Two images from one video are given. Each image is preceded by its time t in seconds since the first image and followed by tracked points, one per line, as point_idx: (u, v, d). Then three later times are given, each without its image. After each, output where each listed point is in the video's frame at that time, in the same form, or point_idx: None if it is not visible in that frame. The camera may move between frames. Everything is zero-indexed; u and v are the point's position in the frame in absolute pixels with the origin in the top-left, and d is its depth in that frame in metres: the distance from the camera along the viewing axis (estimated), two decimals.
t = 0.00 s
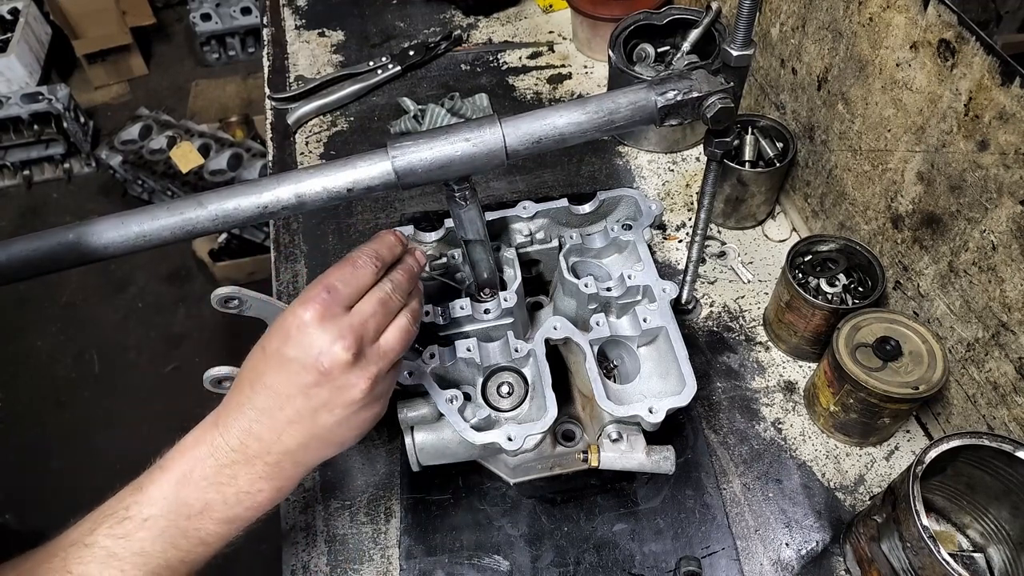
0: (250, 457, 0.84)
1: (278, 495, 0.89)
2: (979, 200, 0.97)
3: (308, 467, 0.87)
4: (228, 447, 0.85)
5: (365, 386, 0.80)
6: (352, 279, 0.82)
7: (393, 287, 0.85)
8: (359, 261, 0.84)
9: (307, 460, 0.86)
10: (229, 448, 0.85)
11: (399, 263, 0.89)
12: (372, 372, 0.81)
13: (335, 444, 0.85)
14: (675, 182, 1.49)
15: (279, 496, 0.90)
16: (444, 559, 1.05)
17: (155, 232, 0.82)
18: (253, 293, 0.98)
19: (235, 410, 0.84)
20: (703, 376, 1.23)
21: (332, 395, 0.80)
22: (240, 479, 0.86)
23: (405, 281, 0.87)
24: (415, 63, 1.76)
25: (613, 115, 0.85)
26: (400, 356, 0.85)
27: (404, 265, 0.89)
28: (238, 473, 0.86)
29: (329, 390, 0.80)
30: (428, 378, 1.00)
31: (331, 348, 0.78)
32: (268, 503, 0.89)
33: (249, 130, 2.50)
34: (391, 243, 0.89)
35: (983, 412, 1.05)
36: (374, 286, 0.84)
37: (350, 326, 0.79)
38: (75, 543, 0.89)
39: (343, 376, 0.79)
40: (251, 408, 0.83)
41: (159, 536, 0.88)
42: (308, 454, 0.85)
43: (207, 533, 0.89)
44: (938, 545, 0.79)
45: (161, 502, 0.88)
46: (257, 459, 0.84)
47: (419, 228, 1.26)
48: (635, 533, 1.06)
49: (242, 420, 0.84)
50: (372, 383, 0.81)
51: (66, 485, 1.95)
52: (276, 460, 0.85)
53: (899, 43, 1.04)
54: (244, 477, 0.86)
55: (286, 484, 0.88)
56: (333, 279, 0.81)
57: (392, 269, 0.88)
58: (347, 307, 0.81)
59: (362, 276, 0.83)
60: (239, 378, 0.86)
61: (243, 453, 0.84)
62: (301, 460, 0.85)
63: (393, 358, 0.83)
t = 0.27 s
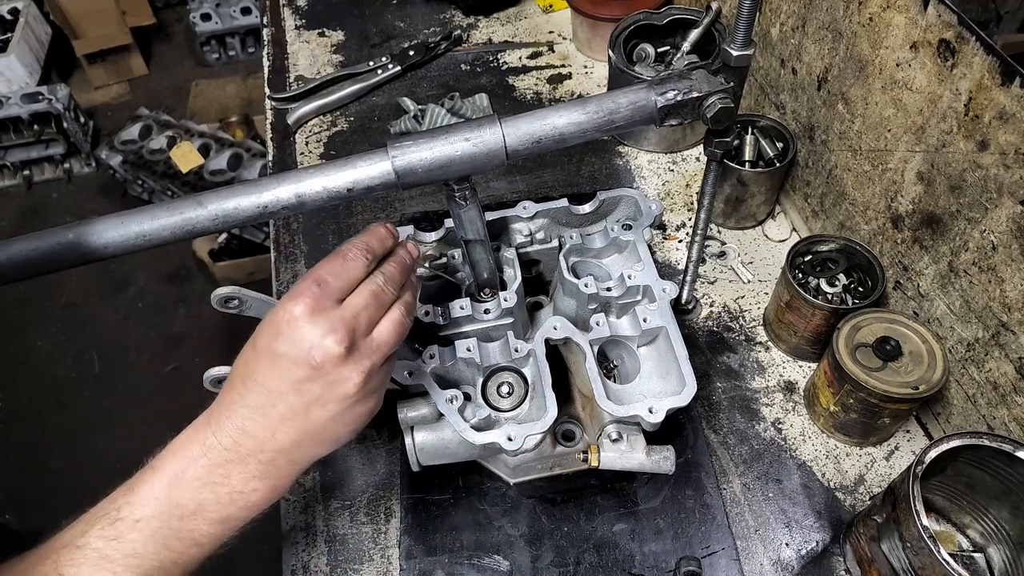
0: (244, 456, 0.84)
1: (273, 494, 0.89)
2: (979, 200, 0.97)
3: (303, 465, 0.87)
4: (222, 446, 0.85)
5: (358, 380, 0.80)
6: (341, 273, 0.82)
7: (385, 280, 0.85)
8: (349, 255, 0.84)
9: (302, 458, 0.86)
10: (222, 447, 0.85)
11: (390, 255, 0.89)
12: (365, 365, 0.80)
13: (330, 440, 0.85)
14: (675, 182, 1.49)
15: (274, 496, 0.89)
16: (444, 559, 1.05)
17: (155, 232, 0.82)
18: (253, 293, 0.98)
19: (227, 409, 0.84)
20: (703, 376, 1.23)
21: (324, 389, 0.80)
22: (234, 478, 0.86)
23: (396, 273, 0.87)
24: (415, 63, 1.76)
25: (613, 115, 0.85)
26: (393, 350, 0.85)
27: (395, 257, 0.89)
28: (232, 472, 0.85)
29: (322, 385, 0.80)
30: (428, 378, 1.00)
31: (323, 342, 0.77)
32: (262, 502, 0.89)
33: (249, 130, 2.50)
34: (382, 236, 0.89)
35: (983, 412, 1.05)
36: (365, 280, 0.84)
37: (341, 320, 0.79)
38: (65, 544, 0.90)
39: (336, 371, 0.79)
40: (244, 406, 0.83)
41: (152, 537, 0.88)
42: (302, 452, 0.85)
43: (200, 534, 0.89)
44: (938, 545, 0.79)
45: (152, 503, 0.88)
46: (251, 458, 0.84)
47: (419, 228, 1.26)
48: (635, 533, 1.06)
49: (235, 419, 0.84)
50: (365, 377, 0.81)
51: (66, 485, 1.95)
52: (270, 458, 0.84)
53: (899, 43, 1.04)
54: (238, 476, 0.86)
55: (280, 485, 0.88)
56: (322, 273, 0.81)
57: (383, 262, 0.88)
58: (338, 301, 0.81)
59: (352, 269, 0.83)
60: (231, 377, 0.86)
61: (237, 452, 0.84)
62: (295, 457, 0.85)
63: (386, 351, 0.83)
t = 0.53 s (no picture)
0: (245, 460, 0.84)
1: (274, 499, 0.89)
2: (979, 200, 0.97)
3: (304, 469, 0.87)
4: (223, 450, 0.85)
5: (358, 386, 0.80)
6: (343, 278, 0.82)
7: (387, 285, 0.85)
8: (351, 261, 0.85)
9: (303, 462, 0.85)
10: (224, 450, 0.85)
11: (393, 262, 0.90)
12: (365, 370, 0.80)
13: (331, 445, 0.85)
14: (675, 182, 1.49)
15: (276, 500, 0.89)
16: (444, 559, 1.05)
17: (155, 234, 0.82)
18: (253, 293, 0.98)
19: (229, 413, 0.84)
20: (703, 376, 1.23)
21: (324, 395, 0.80)
22: (235, 482, 0.86)
23: (399, 279, 0.87)
24: (415, 63, 1.76)
25: (613, 115, 0.85)
26: (395, 356, 0.85)
27: (399, 263, 0.89)
28: (233, 475, 0.85)
29: (322, 390, 0.80)
30: (428, 378, 1.00)
31: (322, 347, 0.78)
32: (264, 506, 0.88)
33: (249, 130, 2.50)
34: (385, 242, 0.89)
35: (983, 412, 1.05)
36: (366, 285, 0.84)
37: (341, 325, 0.79)
38: (70, 546, 0.90)
39: (335, 376, 0.79)
40: (245, 410, 0.83)
41: (154, 539, 0.88)
42: (303, 456, 0.85)
43: (202, 537, 0.89)
44: (938, 544, 0.79)
45: (155, 507, 0.88)
46: (252, 461, 0.84)
47: (419, 228, 1.26)
48: (635, 533, 1.06)
49: (236, 423, 0.84)
50: (365, 382, 0.81)
51: (66, 485, 1.95)
52: (270, 462, 0.84)
53: (899, 43, 1.04)
54: (240, 480, 0.86)
55: (281, 490, 0.88)
56: (324, 279, 0.81)
57: (386, 268, 0.88)
58: (339, 307, 0.81)
59: (353, 275, 0.83)
60: (233, 381, 0.86)
61: (238, 456, 0.84)
62: (296, 462, 0.85)
63: (387, 356, 0.83)
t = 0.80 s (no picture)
0: (241, 467, 0.84)
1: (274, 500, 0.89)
2: (979, 200, 0.97)
3: (300, 475, 0.87)
4: (219, 456, 0.85)
5: (353, 394, 0.80)
6: (338, 285, 0.82)
7: (382, 291, 0.84)
8: (347, 267, 0.84)
9: (299, 469, 0.85)
10: (220, 457, 0.85)
11: (389, 266, 0.89)
12: (359, 378, 0.80)
13: (327, 452, 0.85)
14: (675, 182, 1.49)
15: (273, 505, 0.89)
16: (444, 559, 1.05)
17: (156, 237, 0.82)
18: (253, 293, 0.97)
19: (225, 419, 0.84)
20: (703, 376, 1.23)
21: (319, 403, 0.80)
22: (231, 488, 0.86)
23: (395, 284, 0.87)
24: (415, 63, 1.76)
25: (613, 115, 0.85)
26: (390, 362, 0.85)
27: (395, 267, 0.89)
28: (229, 481, 0.85)
29: (316, 398, 0.80)
30: (427, 378, 1.00)
31: (316, 356, 0.78)
32: (259, 512, 0.88)
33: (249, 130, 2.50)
34: (381, 246, 0.89)
35: (983, 412, 1.05)
36: (361, 291, 0.84)
37: (336, 333, 0.79)
38: (65, 552, 0.91)
39: (330, 384, 0.79)
40: (240, 417, 0.83)
41: (151, 545, 0.88)
42: (298, 463, 0.85)
43: (198, 543, 0.89)
44: (938, 544, 0.79)
45: (150, 512, 0.88)
46: (248, 467, 0.84)
47: (419, 228, 1.25)
48: (635, 533, 1.06)
49: (232, 430, 0.84)
50: (360, 390, 0.81)
51: (65, 485, 1.95)
52: (266, 469, 0.84)
53: (899, 43, 1.04)
54: (235, 486, 0.85)
55: (280, 494, 0.88)
56: (318, 286, 0.81)
57: (382, 272, 0.88)
58: (334, 314, 0.81)
59: (349, 281, 0.83)
60: (229, 387, 0.86)
61: (234, 463, 0.84)
62: (292, 468, 0.85)
63: (382, 364, 0.82)
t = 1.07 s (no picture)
0: (251, 465, 0.84)
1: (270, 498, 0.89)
2: (979, 200, 0.97)
3: (310, 473, 0.87)
4: (229, 455, 0.85)
5: (362, 392, 0.80)
6: (346, 285, 0.82)
7: (389, 291, 0.85)
8: (354, 267, 0.84)
9: (308, 467, 0.85)
10: (230, 455, 0.85)
11: (395, 267, 0.89)
12: (369, 377, 0.80)
13: (335, 450, 0.85)
14: (675, 182, 1.49)
15: (279, 505, 0.89)
16: (444, 559, 1.05)
17: (156, 237, 0.82)
18: (253, 293, 0.97)
19: (235, 419, 0.85)
20: (703, 376, 1.23)
21: (329, 401, 0.80)
22: (241, 486, 0.86)
23: (401, 285, 0.87)
24: (415, 63, 1.76)
25: (613, 115, 0.85)
26: (398, 361, 0.85)
27: (400, 269, 0.89)
28: (239, 479, 0.85)
29: (326, 397, 0.80)
30: (428, 378, 1.00)
31: (327, 354, 0.78)
32: (269, 510, 0.88)
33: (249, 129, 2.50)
34: (387, 247, 0.89)
35: (983, 412, 1.05)
36: (369, 292, 0.84)
37: (345, 332, 0.79)
38: (77, 550, 0.89)
39: (340, 383, 0.79)
40: (250, 417, 0.83)
41: (150, 545, 0.88)
42: (308, 461, 0.85)
43: (207, 540, 0.89)
44: (938, 544, 0.79)
45: (162, 510, 0.88)
46: (258, 465, 0.84)
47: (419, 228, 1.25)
48: (635, 533, 1.06)
49: (242, 428, 0.84)
50: (369, 389, 0.81)
51: (65, 485, 1.95)
52: (277, 466, 0.84)
53: (899, 43, 1.04)
54: (246, 484, 0.86)
55: (286, 493, 0.88)
56: (327, 286, 0.81)
57: (388, 274, 0.88)
58: (343, 313, 0.81)
59: (357, 281, 0.83)
60: (238, 387, 0.86)
61: (244, 460, 0.84)
62: (302, 466, 0.85)
63: (390, 363, 0.83)
